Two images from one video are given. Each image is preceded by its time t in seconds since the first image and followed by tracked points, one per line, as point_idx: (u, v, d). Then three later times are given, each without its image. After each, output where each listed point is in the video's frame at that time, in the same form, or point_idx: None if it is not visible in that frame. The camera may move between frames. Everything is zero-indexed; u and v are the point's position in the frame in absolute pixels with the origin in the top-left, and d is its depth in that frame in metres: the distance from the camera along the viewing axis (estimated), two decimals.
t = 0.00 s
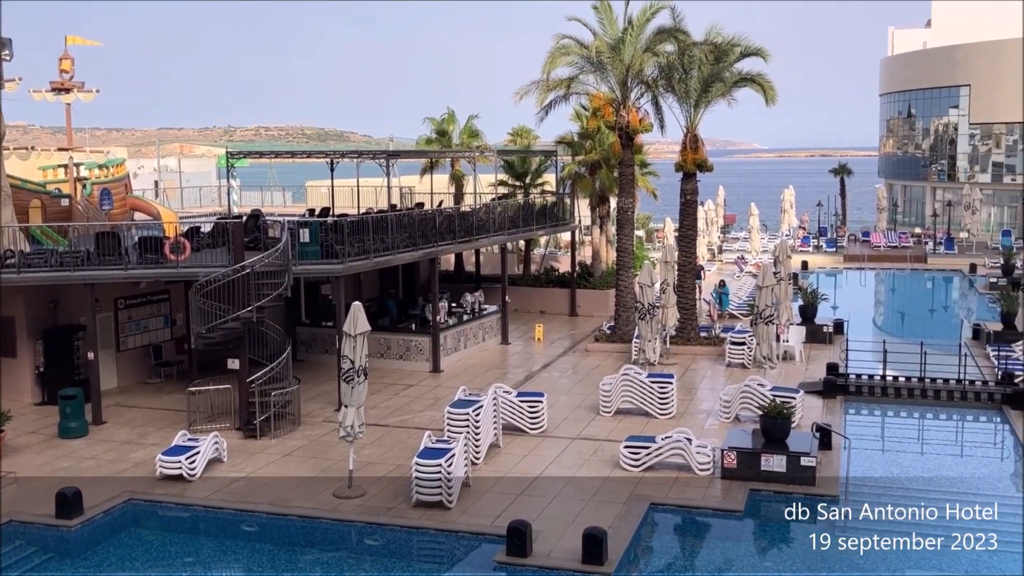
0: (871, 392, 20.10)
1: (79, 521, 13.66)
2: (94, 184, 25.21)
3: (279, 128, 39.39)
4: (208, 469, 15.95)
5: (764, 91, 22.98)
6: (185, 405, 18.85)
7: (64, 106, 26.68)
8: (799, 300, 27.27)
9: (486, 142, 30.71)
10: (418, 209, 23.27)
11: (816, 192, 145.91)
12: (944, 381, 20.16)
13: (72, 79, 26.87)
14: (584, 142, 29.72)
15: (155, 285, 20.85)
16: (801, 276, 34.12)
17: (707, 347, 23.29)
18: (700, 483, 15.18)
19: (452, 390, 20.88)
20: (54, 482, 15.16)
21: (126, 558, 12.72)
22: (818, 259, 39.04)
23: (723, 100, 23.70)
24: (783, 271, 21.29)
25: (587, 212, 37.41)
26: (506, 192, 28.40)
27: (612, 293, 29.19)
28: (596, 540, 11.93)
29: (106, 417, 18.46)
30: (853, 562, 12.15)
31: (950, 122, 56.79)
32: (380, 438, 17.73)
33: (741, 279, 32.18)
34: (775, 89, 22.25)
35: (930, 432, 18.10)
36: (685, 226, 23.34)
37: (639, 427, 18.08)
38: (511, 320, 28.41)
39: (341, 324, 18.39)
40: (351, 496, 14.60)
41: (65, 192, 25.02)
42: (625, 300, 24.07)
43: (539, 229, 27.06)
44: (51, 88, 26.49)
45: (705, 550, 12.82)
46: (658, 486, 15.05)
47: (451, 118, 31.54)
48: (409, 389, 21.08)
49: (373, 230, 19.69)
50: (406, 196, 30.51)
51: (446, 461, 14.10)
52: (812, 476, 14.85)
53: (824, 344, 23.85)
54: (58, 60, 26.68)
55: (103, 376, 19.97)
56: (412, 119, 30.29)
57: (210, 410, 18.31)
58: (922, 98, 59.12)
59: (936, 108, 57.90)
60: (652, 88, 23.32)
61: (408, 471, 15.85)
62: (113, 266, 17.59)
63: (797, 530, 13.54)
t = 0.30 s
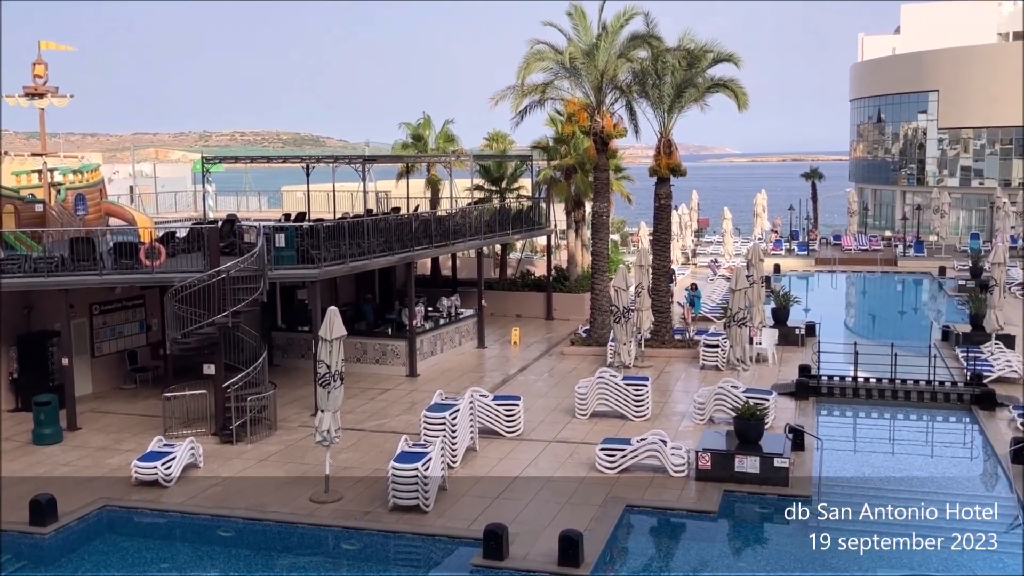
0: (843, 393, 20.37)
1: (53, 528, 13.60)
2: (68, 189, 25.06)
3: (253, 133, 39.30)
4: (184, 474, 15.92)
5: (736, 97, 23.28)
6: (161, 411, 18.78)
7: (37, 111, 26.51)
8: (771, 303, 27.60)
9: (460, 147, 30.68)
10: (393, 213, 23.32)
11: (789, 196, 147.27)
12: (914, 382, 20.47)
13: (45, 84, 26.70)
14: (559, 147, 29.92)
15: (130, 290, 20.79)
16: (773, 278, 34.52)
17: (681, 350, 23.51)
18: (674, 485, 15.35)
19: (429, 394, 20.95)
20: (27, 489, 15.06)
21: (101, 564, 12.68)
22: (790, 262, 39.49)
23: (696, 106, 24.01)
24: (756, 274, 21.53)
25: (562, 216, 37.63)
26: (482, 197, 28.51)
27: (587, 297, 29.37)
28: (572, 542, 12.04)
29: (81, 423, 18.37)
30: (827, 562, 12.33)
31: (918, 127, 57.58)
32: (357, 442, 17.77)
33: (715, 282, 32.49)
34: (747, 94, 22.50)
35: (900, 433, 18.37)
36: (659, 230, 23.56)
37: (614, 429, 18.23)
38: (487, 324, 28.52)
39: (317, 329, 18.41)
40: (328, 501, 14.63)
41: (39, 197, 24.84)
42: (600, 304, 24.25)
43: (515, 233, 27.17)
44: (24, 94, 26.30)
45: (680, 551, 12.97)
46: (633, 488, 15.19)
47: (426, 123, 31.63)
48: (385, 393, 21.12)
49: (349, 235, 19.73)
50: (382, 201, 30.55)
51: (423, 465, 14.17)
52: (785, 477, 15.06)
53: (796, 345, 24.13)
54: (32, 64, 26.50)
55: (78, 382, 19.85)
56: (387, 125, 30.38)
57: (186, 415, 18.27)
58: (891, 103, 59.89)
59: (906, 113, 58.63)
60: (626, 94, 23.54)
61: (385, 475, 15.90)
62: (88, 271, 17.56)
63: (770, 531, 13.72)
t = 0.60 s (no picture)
0: (818, 394, 20.61)
1: (30, 534, 13.55)
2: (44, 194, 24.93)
3: (230, 136, 39.18)
4: (162, 479, 15.90)
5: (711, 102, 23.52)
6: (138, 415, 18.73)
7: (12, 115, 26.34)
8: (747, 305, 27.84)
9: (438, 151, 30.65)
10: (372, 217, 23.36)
11: (764, 199, 148.39)
12: (887, 383, 20.76)
13: (21, 89, 26.54)
14: (536, 151, 30.10)
15: (108, 295, 20.72)
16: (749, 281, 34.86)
17: (658, 352, 23.71)
18: (652, 486, 15.51)
19: (407, 398, 21.01)
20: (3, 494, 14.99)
21: (78, 570, 12.66)
22: (764, 264, 39.88)
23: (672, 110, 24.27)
24: (732, 277, 21.76)
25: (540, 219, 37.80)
26: (459, 201, 28.60)
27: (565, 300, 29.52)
28: (551, 544, 12.15)
29: (57, 428, 18.29)
30: (803, 562, 12.49)
31: (890, 131, 58.26)
32: (335, 446, 17.80)
33: (691, 285, 32.77)
34: (722, 99, 22.72)
35: (873, 433, 18.63)
36: (636, 233, 23.75)
37: (592, 431, 18.37)
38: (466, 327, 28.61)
39: (295, 333, 18.43)
40: (307, 505, 14.67)
41: (15, 202, 24.70)
42: (577, 306, 24.41)
43: (493, 237, 27.27)
44: None
45: (658, 552, 13.12)
46: (611, 490, 15.32)
47: (404, 127, 31.71)
48: (364, 397, 21.16)
49: (327, 239, 19.76)
50: (360, 205, 30.57)
51: (401, 469, 14.24)
52: (760, 477, 15.25)
53: (771, 347, 24.38)
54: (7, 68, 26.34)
55: (55, 387, 19.76)
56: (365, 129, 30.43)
57: (164, 419, 18.23)
58: (863, 108, 60.54)
59: (878, 118, 59.27)
60: (602, 99, 23.72)
61: (364, 479, 15.94)
62: (65, 276, 17.52)
63: (746, 531, 13.90)
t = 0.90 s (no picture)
0: (789, 395, 20.88)
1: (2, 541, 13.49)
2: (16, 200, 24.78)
3: (203, 141, 39.05)
4: (136, 485, 15.86)
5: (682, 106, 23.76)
6: (111, 421, 18.64)
7: None
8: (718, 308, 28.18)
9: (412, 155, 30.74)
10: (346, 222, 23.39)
11: (736, 203, 149.62)
12: (856, 384, 21.07)
13: None
14: (510, 156, 30.29)
15: (80, 300, 20.62)
16: (721, 284, 35.21)
17: (632, 354, 23.92)
18: (626, 487, 15.67)
19: (382, 402, 21.05)
20: None
21: None
22: (736, 268, 40.29)
23: (644, 115, 24.52)
24: (704, 280, 22.01)
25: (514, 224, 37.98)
26: (434, 205, 28.68)
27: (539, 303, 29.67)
28: (526, 546, 12.27)
29: (30, 435, 18.17)
30: (773, 562, 12.68)
31: (859, 136, 58.99)
32: (311, 451, 17.82)
33: (664, 288, 33.05)
34: (694, 103, 23.00)
35: (844, 433, 18.90)
36: (610, 237, 23.95)
37: (566, 434, 18.52)
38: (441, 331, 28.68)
39: (270, 338, 18.42)
40: (282, 509, 14.69)
41: None
42: (552, 310, 24.57)
43: (467, 241, 27.36)
44: None
45: (632, 553, 13.28)
46: (585, 492, 15.46)
47: (379, 131, 31.77)
48: (339, 401, 21.18)
49: (301, 243, 19.77)
50: (335, 209, 30.58)
51: (377, 472, 14.30)
52: (732, 478, 15.46)
53: (742, 349, 24.67)
54: None
55: (26, 393, 19.63)
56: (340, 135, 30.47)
57: (138, 425, 18.20)
58: (833, 113, 61.24)
59: (847, 122, 60.00)
60: (576, 104, 23.93)
61: (339, 483, 15.98)
62: (37, 282, 17.44)
63: (719, 531, 14.09)
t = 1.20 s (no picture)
0: (761, 396, 21.12)
1: None
2: None
3: (175, 145, 38.91)
4: (109, 491, 15.80)
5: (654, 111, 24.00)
6: (84, 427, 18.55)
7: None
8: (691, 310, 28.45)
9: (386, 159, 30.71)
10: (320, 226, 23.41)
11: (708, 206, 150.64)
12: (826, 385, 21.36)
13: None
14: (485, 160, 30.46)
15: (53, 305, 20.51)
16: (693, 286, 35.54)
17: (606, 357, 24.11)
18: (600, 488, 15.83)
19: (357, 406, 21.09)
20: None
21: None
22: (708, 270, 40.67)
23: (616, 120, 24.74)
24: (676, 282, 22.24)
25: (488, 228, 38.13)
26: (408, 209, 28.74)
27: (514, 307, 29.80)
28: (501, 548, 12.37)
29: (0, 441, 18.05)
30: (745, 561, 12.88)
31: (828, 140, 59.68)
32: (285, 455, 17.82)
33: (637, 291, 33.31)
34: (665, 108, 23.25)
35: (814, 433, 19.18)
36: (583, 241, 24.12)
37: (541, 436, 18.65)
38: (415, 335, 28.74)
39: (244, 342, 18.42)
40: (256, 514, 14.70)
41: None
42: (526, 313, 24.71)
43: (441, 245, 27.43)
44: None
45: (607, 554, 13.43)
46: (559, 494, 15.59)
47: (353, 135, 31.81)
48: (314, 405, 21.19)
49: (275, 248, 19.78)
50: (309, 214, 30.58)
51: (351, 476, 14.35)
52: (705, 478, 15.66)
53: (714, 351, 24.94)
54: None
55: None
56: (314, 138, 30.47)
57: (111, 430, 18.12)
58: (801, 118, 61.93)
59: (815, 127, 60.69)
60: (549, 108, 24.11)
61: (313, 487, 16.01)
62: (8, 287, 17.40)
63: (692, 531, 14.27)
